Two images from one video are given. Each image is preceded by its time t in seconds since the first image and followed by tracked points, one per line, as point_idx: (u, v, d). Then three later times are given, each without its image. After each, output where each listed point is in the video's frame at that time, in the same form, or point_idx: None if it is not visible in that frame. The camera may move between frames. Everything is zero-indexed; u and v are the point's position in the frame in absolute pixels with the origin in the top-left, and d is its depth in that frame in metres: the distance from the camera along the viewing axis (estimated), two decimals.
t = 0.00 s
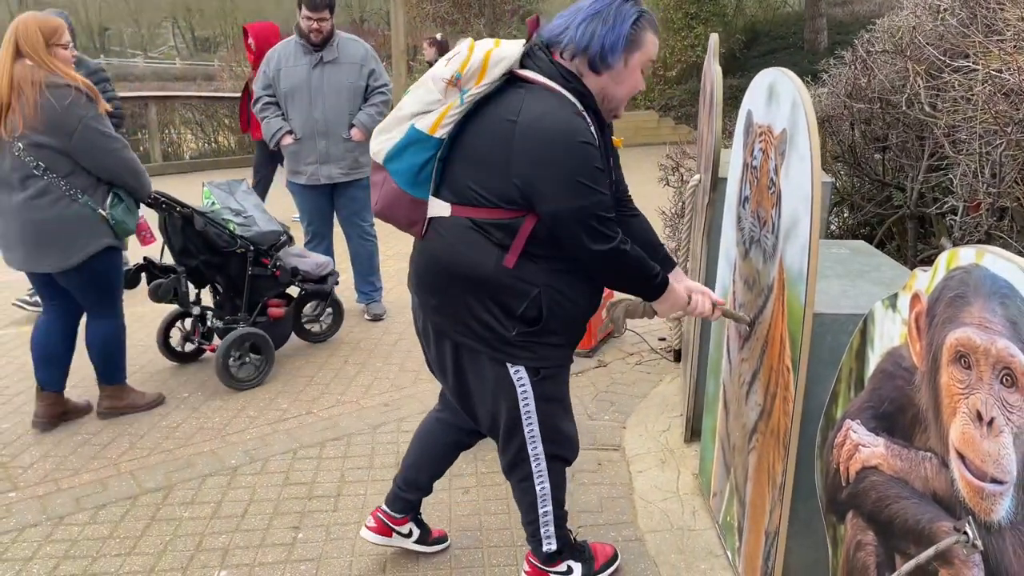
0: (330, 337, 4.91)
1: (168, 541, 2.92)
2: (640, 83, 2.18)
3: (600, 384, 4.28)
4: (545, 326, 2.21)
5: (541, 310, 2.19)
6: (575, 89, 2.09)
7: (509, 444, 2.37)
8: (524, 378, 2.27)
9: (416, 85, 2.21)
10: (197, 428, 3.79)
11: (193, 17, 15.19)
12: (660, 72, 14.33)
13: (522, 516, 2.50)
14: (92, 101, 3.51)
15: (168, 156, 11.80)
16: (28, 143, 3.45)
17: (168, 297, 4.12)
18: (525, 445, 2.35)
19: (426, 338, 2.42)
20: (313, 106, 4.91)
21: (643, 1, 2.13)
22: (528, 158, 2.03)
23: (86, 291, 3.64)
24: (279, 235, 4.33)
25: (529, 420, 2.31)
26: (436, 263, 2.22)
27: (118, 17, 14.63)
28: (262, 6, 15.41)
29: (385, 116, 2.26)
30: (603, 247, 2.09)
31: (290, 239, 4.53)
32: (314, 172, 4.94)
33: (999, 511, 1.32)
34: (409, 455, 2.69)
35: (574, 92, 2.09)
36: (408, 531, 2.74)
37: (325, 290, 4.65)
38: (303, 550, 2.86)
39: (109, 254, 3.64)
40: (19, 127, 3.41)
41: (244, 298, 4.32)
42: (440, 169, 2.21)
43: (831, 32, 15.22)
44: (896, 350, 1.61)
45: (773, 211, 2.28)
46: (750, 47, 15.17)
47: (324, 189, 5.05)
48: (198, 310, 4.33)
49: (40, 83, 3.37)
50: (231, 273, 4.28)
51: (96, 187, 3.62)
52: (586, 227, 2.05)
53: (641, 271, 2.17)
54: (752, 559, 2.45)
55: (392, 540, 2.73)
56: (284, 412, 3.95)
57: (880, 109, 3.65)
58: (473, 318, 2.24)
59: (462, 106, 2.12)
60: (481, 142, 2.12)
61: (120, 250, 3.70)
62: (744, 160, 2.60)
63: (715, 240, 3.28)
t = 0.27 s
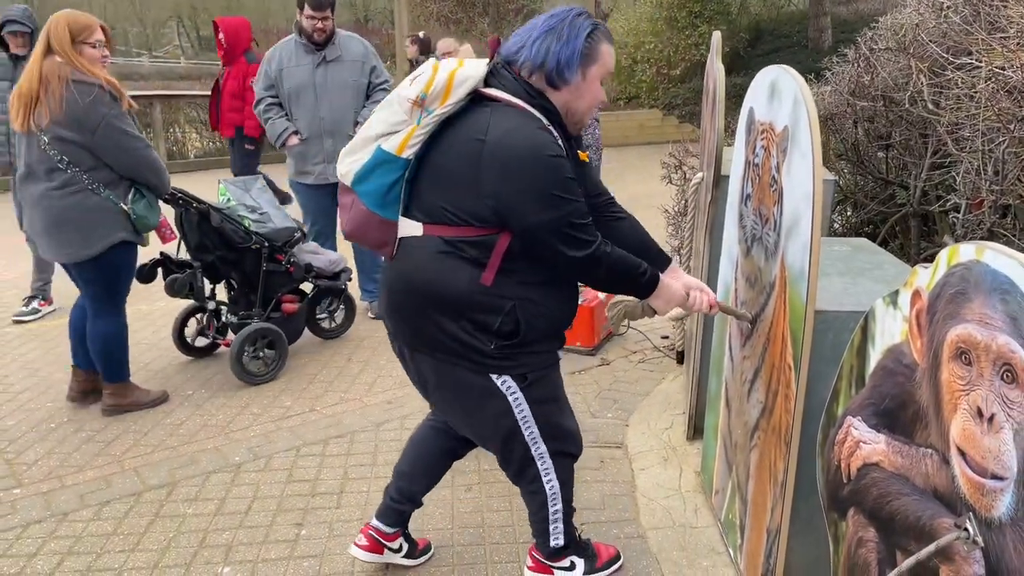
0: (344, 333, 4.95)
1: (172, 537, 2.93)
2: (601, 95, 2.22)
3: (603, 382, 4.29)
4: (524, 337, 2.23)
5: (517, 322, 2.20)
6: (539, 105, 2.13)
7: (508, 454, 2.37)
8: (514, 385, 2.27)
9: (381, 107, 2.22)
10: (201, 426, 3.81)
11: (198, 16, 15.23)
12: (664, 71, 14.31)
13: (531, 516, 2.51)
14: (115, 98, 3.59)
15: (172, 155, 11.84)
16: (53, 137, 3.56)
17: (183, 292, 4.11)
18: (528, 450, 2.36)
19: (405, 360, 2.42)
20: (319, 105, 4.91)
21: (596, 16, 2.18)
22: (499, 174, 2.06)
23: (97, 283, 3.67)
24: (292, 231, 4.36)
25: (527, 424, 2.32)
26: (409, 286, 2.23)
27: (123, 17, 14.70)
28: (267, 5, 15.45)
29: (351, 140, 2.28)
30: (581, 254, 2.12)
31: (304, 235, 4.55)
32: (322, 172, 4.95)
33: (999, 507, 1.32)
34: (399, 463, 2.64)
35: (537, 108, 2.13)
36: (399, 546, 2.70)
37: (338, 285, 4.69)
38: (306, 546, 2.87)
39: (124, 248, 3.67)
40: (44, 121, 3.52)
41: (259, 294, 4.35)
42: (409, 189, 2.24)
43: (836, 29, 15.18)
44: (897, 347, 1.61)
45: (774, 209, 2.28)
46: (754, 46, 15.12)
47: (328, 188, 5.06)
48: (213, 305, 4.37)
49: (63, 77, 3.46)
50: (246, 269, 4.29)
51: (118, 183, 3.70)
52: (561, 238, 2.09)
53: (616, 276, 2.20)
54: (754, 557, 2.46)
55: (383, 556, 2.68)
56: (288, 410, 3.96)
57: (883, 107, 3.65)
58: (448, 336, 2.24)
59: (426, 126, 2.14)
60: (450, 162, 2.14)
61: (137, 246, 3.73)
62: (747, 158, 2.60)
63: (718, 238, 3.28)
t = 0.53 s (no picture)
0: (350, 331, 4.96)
1: (174, 534, 2.94)
2: (568, 131, 2.20)
3: (605, 380, 4.29)
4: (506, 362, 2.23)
5: (496, 349, 2.20)
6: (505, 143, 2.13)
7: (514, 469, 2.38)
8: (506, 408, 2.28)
9: (355, 149, 2.24)
10: (203, 423, 3.81)
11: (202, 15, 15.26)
12: (667, 69, 14.29)
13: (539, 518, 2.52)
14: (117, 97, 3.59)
15: (176, 153, 11.86)
16: (54, 130, 3.59)
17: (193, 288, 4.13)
18: (537, 464, 2.37)
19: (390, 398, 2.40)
20: (323, 103, 4.90)
21: (556, 55, 2.16)
22: (473, 211, 2.07)
23: (91, 275, 3.68)
24: (300, 229, 4.38)
25: (528, 440, 2.33)
26: (387, 322, 2.22)
27: (128, 15, 14.73)
28: (270, 3, 15.47)
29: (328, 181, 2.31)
30: (559, 279, 2.15)
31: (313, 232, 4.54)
32: (327, 170, 4.97)
33: (999, 506, 1.32)
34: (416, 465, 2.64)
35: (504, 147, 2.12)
36: (396, 539, 2.68)
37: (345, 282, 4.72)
38: (308, 544, 2.87)
39: (118, 244, 3.66)
40: (47, 115, 3.55)
41: (267, 291, 4.36)
42: (383, 227, 2.26)
43: (839, 27, 15.14)
44: (898, 345, 1.61)
45: (776, 207, 2.28)
46: (758, 44, 15.08)
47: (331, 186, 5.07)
48: (221, 302, 4.37)
49: (67, 73, 3.48)
50: (255, 266, 4.30)
51: (117, 179, 3.69)
52: (539, 267, 2.11)
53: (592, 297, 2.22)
54: (755, 556, 2.45)
55: (379, 544, 2.67)
56: (290, 407, 3.96)
57: (886, 105, 3.64)
58: (426, 371, 2.24)
59: (397, 166, 2.14)
60: (423, 201, 2.15)
61: (132, 243, 3.72)
62: (749, 156, 2.60)
63: (720, 236, 3.28)
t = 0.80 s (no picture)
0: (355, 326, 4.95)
1: (178, 528, 2.93)
2: (539, 153, 2.25)
3: (610, 376, 4.27)
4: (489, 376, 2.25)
5: (478, 364, 2.22)
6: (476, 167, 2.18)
7: (513, 479, 2.38)
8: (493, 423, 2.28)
9: (332, 178, 2.29)
10: (206, 418, 3.80)
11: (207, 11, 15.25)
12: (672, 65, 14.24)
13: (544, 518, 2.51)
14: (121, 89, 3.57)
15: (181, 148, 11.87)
16: (59, 120, 3.59)
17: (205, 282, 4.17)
18: (538, 472, 2.37)
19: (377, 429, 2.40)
20: (328, 97, 4.89)
21: (522, 82, 2.22)
22: (451, 232, 2.12)
23: (90, 266, 3.66)
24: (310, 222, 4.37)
25: (524, 450, 2.33)
26: (368, 347, 2.24)
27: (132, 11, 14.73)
28: None
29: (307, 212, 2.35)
30: (540, 291, 2.18)
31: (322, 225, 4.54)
32: (334, 163, 4.95)
33: (1012, 504, 1.30)
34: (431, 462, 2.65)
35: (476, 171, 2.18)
36: (399, 529, 2.69)
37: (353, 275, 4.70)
38: (311, 539, 2.86)
39: (117, 235, 3.64)
40: (53, 104, 3.56)
41: (276, 284, 4.33)
42: (364, 254, 2.29)
43: (845, 24, 15.09)
44: (909, 340, 1.59)
45: (784, 202, 2.26)
46: (764, 40, 15.01)
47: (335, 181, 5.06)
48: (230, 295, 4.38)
49: (72, 63, 3.48)
50: (264, 259, 4.27)
51: (120, 170, 3.66)
52: (518, 283, 2.15)
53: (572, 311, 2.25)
54: (761, 553, 2.43)
55: (381, 531, 2.69)
56: (293, 402, 3.95)
57: (895, 100, 3.61)
58: (408, 395, 2.25)
59: (373, 192, 2.19)
60: (401, 226, 2.19)
61: (132, 235, 3.70)
62: (756, 150, 2.57)
63: (726, 231, 3.25)
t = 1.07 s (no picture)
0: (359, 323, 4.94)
1: (180, 525, 2.92)
2: (535, 165, 2.25)
3: (613, 375, 4.26)
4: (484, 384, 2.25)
5: (472, 372, 2.23)
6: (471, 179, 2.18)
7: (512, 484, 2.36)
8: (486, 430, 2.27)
9: (330, 191, 2.30)
10: (209, 415, 3.79)
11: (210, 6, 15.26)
12: (676, 63, 14.21)
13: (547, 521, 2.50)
14: (125, 84, 3.57)
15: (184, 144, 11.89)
16: (62, 116, 3.58)
17: (210, 278, 4.15)
18: (538, 476, 2.35)
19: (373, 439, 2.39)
20: (329, 93, 4.88)
21: (515, 94, 2.22)
22: (446, 244, 2.12)
23: (95, 263, 3.66)
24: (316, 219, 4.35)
25: (522, 455, 2.31)
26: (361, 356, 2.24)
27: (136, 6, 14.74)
28: None
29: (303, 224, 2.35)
30: (535, 300, 2.18)
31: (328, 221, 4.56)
32: (335, 159, 4.95)
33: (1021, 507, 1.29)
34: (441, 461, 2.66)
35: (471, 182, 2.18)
36: (400, 523, 2.68)
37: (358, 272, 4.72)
38: (314, 536, 2.85)
39: (121, 231, 3.64)
40: (56, 100, 3.55)
41: (282, 280, 4.34)
42: (359, 265, 2.28)
43: (850, 22, 15.05)
44: (917, 341, 1.57)
45: (790, 200, 2.24)
46: (768, 38, 14.98)
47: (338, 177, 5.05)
48: (236, 291, 4.37)
49: (76, 59, 3.48)
50: (269, 255, 4.27)
51: (124, 166, 3.66)
52: (515, 292, 2.15)
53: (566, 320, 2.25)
54: (766, 553, 2.42)
55: (382, 523, 2.69)
56: (296, 400, 3.94)
57: (900, 98, 3.59)
58: (402, 406, 2.25)
59: (368, 204, 2.19)
60: (395, 238, 2.19)
61: (136, 230, 3.69)
62: (762, 148, 2.56)
63: (731, 229, 3.24)
